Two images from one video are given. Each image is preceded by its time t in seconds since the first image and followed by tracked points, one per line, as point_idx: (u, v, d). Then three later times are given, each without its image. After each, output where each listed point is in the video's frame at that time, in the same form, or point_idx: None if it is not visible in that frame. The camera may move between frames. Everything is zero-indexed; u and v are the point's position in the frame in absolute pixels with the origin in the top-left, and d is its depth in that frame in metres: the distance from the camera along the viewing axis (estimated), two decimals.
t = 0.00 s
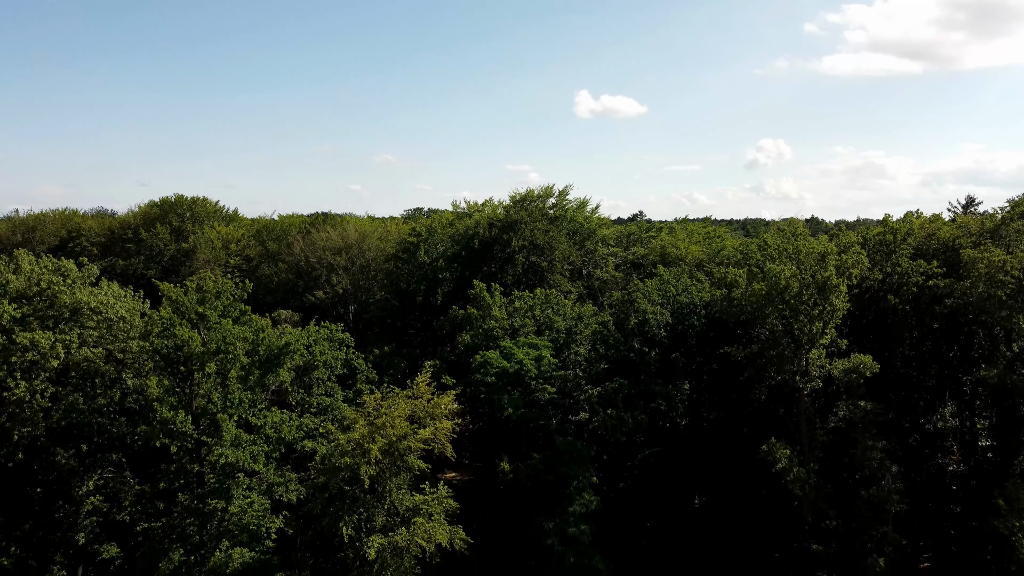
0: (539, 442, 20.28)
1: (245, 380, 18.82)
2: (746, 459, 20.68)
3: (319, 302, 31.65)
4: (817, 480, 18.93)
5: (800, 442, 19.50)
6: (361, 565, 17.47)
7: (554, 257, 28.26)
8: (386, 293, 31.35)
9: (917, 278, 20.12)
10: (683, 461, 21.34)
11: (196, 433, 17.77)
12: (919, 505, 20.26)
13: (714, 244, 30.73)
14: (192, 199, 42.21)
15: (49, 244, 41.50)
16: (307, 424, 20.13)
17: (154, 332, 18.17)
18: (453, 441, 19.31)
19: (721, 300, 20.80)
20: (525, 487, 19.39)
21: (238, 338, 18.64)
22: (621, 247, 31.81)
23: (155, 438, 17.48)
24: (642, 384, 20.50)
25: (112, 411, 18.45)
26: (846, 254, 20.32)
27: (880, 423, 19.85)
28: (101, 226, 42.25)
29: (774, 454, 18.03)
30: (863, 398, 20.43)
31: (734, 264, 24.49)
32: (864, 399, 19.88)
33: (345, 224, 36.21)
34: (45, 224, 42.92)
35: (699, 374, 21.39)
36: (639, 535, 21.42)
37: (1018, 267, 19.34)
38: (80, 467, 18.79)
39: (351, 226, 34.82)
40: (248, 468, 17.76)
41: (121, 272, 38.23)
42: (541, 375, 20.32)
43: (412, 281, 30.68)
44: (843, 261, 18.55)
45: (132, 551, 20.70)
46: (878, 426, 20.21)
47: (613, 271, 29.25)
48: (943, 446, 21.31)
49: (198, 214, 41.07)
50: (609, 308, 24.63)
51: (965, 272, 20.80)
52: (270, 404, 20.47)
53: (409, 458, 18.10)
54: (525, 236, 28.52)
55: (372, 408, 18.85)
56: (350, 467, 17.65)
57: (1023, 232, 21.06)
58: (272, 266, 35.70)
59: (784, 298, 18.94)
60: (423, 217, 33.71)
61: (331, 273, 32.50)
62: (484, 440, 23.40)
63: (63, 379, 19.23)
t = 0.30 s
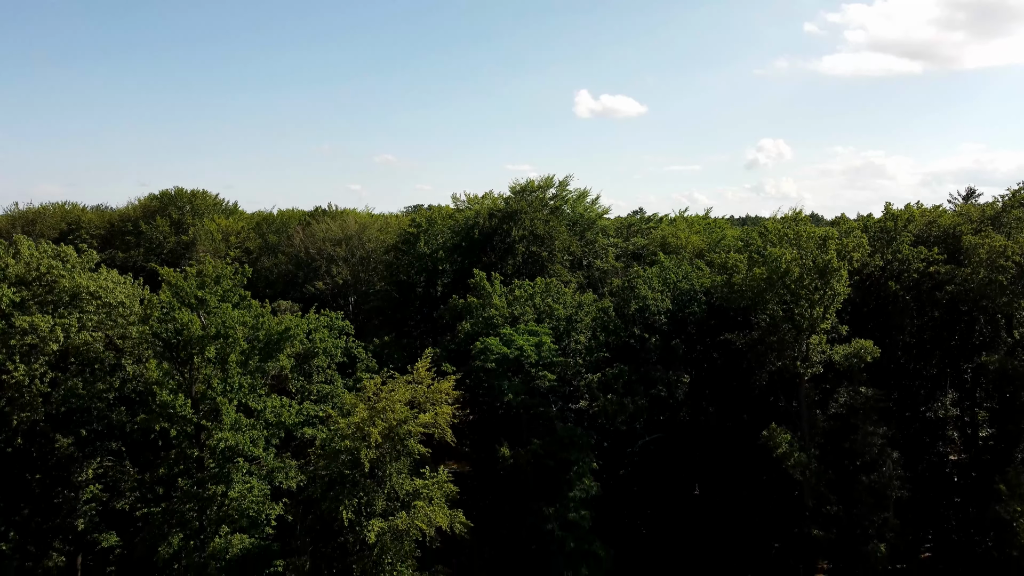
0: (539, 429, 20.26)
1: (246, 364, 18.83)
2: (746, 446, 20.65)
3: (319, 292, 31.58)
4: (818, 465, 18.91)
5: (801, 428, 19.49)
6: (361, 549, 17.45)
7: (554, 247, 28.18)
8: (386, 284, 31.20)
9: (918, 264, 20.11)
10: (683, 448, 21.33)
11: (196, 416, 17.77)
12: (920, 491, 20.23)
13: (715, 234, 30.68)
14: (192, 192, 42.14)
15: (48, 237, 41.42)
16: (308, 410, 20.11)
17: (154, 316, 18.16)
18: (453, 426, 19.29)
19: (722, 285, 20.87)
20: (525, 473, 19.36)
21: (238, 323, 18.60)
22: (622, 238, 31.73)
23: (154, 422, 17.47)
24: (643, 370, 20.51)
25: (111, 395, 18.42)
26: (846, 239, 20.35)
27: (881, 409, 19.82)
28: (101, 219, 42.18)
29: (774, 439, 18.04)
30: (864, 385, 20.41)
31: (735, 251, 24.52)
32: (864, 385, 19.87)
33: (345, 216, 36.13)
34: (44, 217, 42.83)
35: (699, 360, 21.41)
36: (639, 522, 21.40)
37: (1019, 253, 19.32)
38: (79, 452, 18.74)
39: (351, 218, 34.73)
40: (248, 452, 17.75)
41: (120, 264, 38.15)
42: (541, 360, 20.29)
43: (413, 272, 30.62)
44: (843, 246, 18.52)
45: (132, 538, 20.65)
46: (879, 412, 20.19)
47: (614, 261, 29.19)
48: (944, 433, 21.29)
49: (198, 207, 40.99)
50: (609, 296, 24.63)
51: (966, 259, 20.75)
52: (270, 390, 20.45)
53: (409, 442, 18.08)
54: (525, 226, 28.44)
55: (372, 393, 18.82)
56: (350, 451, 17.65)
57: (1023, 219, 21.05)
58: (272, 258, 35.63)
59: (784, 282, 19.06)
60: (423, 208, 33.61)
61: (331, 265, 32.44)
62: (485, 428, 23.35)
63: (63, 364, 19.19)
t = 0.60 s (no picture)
0: (539, 415, 20.27)
1: (245, 349, 18.84)
2: (747, 432, 20.67)
3: (319, 283, 31.55)
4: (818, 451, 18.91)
5: (801, 413, 19.49)
6: (361, 534, 17.46)
7: (554, 237, 28.16)
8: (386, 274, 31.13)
9: (919, 251, 20.10)
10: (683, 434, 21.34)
11: (195, 400, 17.79)
12: (920, 478, 20.22)
13: (715, 225, 30.63)
14: (192, 185, 42.09)
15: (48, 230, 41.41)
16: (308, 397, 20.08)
17: (153, 300, 18.16)
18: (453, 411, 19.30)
19: (722, 271, 20.88)
20: (525, 459, 19.33)
21: (238, 307, 18.59)
22: (622, 229, 31.62)
23: (154, 405, 17.48)
24: (642, 356, 20.52)
25: (111, 379, 18.44)
26: (846, 225, 20.33)
27: (881, 396, 19.81)
28: (101, 212, 42.15)
29: (774, 424, 18.04)
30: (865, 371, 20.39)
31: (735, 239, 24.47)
32: (865, 372, 19.86)
33: (345, 207, 36.09)
34: (44, 210, 42.80)
35: (699, 348, 21.39)
36: (638, 509, 21.38)
37: (1019, 239, 19.30)
38: (79, 437, 18.75)
39: (350, 209, 34.67)
40: (247, 435, 17.76)
41: (120, 256, 38.14)
42: (541, 346, 20.28)
43: (413, 263, 30.59)
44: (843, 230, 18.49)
45: (131, 524, 20.64)
46: (880, 399, 20.17)
47: (614, 251, 29.14)
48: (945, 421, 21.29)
49: (198, 200, 40.96)
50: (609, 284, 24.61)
51: (966, 246, 20.72)
52: (270, 376, 20.44)
53: (408, 426, 18.09)
54: (525, 215, 28.37)
55: (372, 379, 18.80)
56: (350, 434, 17.66)
57: None
58: (272, 250, 35.57)
59: (784, 266, 19.05)
60: (422, 199, 33.48)
61: (331, 256, 32.42)
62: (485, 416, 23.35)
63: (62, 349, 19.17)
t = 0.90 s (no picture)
0: (539, 401, 20.27)
1: (245, 333, 18.82)
2: (747, 418, 20.68)
3: (319, 274, 31.50)
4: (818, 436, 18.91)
5: (800, 398, 19.49)
6: (360, 517, 17.48)
7: (554, 226, 28.13)
8: (386, 265, 31.09)
9: (919, 237, 20.09)
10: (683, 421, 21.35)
11: (195, 383, 17.76)
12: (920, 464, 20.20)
13: (715, 215, 30.58)
14: (191, 178, 42.00)
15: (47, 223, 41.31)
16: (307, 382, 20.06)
17: (152, 283, 18.13)
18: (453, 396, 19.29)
19: (722, 257, 20.86)
20: (525, 444, 19.33)
21: (237, 291, 18.57)
22: (622, 219, 31.55)
23: (153, 388, 17.46)
24: (642, 341, 20.53)
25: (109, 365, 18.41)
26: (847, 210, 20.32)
27: (881, 382, 19.81)
28: (100, 204, 42.06)
29: (774, 408, 18.05)
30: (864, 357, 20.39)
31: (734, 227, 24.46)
32: (865, 357, 19.85)
33: (344, 199, 36.02)
34: (42, 202, 42.69)
35: (700, 334, 21.38)
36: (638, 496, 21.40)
37: (1020, 224, 19.29)
38: (77, 421, 18.71)
39: (350, 201, 34.61)
40: (247, 419, 17.74)
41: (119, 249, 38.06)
42: (541, 332, 20.26)
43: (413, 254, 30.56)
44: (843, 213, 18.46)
45: (130, 510, 20.61)
46: (880, 385, 20.17)
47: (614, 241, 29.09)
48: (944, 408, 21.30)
49: (197, 193, 40.88)
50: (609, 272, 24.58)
51: (967, 232, 20.72)
52: (270, 362, 20.42)
53: (408, 410, 18.09)
54: (524, 205, 28.31)
55: (371, 364, 18.77)
56: (351, 417, 17.69)
57: None
58: (271, 241, 35.51)
59: (784, 250, 19.04)
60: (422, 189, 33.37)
61: (330, 246, 32.39)
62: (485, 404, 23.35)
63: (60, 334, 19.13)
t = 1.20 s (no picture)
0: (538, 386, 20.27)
1: (244, 317, 18.79)
2: (747, 404, 20.66)
3: (319, 265, 31.47)
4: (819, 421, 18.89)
5: (801, 384, 19.46)
6: (361, 501, 17.50)
7: (554, 216, 28.09)
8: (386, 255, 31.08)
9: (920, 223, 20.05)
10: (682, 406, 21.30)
11: (195, 366, 17.74)
12: (920, 450, 20.22)
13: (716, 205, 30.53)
14: (191, 170, 41.92)
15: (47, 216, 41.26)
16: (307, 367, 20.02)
17: (152, 266, 18.09)
18: (453, 381, 19.25)
19: (722, 242, 20.82)
20: (525, 430, 19.30)
21: (237, 275, 18.54)
22: (623, 209, 31.44)
23: (153, 371, 17.45)
24: (642, 327, 20.53)
25: (108, 349, 18.36)
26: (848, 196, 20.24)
27: (882, 367, 19.81)
28: (100, 197, 42.00)
29: (775, 393, 18.04)
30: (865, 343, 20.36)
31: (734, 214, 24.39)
32: (865, 343, 19.84)
33: (344, 190, 35.96)
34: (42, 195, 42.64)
35: (700, 321, 21.36)
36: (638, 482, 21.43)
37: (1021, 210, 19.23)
38: (77, 406, 18.68)
39: (350, 192, 34.54)
40: (247, 402, 17.72)
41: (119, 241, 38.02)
42: (541, 318, 20.23)
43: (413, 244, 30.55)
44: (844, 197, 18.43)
45: (130, 496, 20.58)
46: (881, 371, 20.15)
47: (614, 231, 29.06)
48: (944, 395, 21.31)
49: (197, 185, 40.83)
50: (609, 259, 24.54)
51: (967, 218, 20.68)
52: (270, 347, 20.36)
53: (409, 394, 18.08)
54: (525, 194, 28.23)
55: (370, 349, 18.72)
56: (351, 401, 17.68)
57: None
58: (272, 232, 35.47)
59: (785, 234, 19.00)
60: (422, 180, 33.28)
61: (330, 237, 32.36)
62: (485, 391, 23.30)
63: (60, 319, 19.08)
